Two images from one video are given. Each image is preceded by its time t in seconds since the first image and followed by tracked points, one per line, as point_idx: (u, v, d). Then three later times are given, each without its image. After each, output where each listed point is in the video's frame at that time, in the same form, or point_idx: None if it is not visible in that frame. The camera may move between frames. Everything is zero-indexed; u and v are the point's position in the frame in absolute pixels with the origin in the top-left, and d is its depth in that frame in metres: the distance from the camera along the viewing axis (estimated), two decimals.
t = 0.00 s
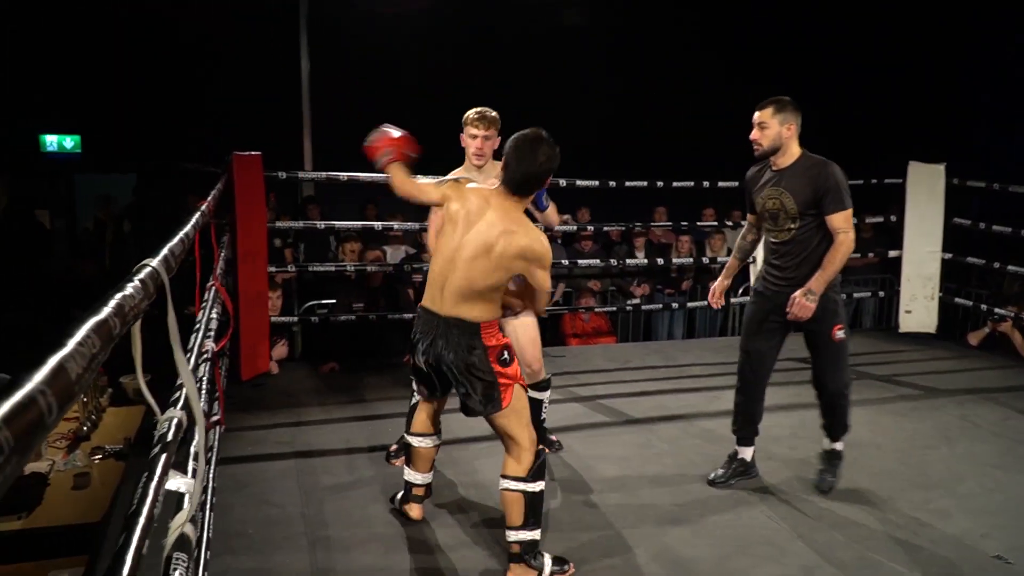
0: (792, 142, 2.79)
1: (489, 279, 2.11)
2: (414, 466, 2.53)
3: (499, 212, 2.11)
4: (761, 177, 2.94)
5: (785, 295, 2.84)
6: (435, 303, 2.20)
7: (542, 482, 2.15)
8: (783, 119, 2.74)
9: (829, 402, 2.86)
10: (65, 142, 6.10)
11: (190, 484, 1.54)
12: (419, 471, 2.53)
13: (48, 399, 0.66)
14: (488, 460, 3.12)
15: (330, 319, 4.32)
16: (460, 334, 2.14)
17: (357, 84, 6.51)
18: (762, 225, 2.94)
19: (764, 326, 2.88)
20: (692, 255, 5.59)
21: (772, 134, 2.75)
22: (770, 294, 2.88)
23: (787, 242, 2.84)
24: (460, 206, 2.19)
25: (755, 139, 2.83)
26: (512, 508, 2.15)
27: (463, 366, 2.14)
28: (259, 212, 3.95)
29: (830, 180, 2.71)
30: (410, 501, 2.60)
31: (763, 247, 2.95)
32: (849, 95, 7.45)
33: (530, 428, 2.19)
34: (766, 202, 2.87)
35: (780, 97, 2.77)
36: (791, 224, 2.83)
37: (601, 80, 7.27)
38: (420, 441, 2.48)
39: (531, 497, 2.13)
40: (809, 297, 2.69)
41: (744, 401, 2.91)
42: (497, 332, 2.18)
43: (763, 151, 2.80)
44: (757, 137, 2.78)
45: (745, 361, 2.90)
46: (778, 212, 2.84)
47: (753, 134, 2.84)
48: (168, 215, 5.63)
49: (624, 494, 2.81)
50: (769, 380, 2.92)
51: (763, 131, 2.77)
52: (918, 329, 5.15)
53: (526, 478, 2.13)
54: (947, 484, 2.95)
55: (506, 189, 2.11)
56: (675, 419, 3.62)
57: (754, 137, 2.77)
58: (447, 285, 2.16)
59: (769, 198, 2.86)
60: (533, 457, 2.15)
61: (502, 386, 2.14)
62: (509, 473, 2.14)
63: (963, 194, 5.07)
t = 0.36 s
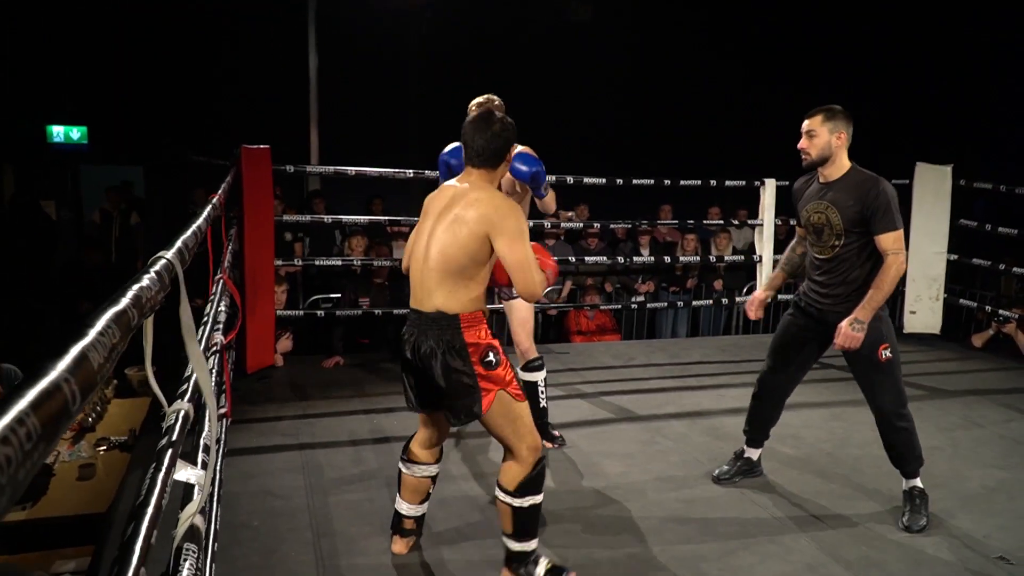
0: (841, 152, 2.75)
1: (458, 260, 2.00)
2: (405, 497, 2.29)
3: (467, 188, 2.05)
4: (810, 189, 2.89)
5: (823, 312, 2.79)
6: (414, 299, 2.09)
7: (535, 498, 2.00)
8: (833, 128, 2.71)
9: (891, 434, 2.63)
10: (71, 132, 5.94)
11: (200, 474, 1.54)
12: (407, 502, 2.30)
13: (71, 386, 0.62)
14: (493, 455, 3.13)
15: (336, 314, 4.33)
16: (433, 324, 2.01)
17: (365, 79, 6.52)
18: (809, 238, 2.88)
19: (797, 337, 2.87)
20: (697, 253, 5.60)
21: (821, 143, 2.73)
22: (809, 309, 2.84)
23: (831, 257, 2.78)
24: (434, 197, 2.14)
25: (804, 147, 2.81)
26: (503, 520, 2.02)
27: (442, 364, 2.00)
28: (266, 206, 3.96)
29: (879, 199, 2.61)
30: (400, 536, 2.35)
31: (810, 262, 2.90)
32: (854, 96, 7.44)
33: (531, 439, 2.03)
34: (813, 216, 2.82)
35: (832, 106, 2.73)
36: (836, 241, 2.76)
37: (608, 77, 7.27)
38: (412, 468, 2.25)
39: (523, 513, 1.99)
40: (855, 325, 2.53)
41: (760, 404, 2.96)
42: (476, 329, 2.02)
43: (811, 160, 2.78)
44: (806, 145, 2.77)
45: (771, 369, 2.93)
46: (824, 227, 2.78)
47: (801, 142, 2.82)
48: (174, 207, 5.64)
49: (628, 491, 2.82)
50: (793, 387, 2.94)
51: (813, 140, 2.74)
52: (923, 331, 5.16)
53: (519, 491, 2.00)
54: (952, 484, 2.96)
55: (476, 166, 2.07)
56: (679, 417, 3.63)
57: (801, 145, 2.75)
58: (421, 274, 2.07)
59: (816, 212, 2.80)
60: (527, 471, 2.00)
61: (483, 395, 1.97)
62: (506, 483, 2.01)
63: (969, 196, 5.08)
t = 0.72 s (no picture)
0: (807, 135, 2.76)
1: (495, 261, 1.93)
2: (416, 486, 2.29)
3: (486, 179, 1.94)
4: (784, 172, 2.92)
5: (810, 292, 2.81)
6: (446, 304, 2.01)
7: (504, 527, 1.89)
8: (794, 112, 2.73)
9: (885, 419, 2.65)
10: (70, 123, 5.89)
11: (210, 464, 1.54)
12: (421, 493, 2.28)
13: (95, 375, 0.62)
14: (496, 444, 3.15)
15: (339, 305, 4.34)
16: (475, 332, 1.96)
17: (364, 70, 6.50)
18: (789, 223, 2.91)
19: (785, 321, 2.90)
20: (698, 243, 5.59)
21: (784, 127, 2.76)
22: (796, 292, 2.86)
23: (809, 239, 2.80)
24: (437, 188, 2.00)
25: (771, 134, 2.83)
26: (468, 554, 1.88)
27: (469, 375, 1.97)
28: (267, 197, 3.96)
29: (848, 174, 2.64)
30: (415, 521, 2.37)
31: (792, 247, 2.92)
32: (855, 85, 7.42)
33: (497, 467, 1.95)
34: (789, 199, 2.85)
35: (793, 91, 2.76)
36: (814, 221, 2.79)
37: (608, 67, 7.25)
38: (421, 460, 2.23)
39: (492, 542, 1.87)
40: (865, 311, 2.57)
41: (761, 391, 2.97)
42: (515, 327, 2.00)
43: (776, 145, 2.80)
44: (770, 131, 2.81)
45: (765, 355, 2.95)
46: (800, 208, 2.81)
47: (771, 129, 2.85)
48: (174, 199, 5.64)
49: (631, 480, 2.83)
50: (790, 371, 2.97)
51: (776, 124, 2.78)
52: (925, 319, 5.17)
53: (487, 520, 1.88)
54: (953, 472, 2.97)
55: (487, 153, 1.95)
56: (681, 406, 3.64)
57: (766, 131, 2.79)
58: (452, 279, 1.98)
59: (791, 195, 2.83)
60: (495, 497, 1.91)
61: (511, 405, 1.97)
62: (468, 512, 1.88)
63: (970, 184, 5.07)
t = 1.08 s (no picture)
0: (788, 111, 2.78)
1: (499, 241, 1.95)
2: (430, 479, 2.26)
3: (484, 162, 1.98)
4: (762, 150, 2.94)
5: (795, 267, 2.84)
6: (452, 290, 2.01)
7: (542, 499, 1.92)
8: (777, 89, 2.73)
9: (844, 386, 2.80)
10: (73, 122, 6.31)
11: (223, 453, 1.56)
12: (434, 485, 2.28)
13: (114, 365, 0.63)
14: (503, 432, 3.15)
15: (344, 297, 4.35)
16: (484, 312, 1.97)
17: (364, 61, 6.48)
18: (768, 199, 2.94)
19: (769, 296, 2.92)
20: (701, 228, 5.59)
21: (767, 106, 2.75)
22: (780, 268, 2.88)
23: (792, 213, 2.83)
24: (433, 174, 2.03)
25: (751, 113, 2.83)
26: (501, 521, 1.90)
27: (491, 350, 1.96)
28: (270, 188, 3.96)
29: (830, 146, 2.68)
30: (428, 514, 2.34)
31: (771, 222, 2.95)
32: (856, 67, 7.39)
33: (537, 440, 1.98)
34: (769, 175, 2.87)
35: (770, 68, 2.76)
36: (795, 195, 2.82)
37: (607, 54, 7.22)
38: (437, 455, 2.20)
39: (528, 514, 1.90)
40: (825, 274, 2.67)
41: (761, 373, 2.97)
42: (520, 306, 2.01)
43: (759, 124, 2.80)
44: (752, 110, 2.79)
45: (762, 341, 2.95)
46: (781, 183, 2.84)
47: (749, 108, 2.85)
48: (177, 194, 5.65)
49: (639, 465, 2.85)
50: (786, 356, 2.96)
51: (757, 104, 2.77)
52: (929, 300, 5.18)
53: (527, 489, 1.91)
54: (960, 451, 2.98)
55: (482, 138, 1.99)
56: (686, 391, 3.65)
57: (748, 110, 2.78)
58: (455, 262, 1.99)
59: (772, 171, 2.86)
60: (535, 470, 1.94)
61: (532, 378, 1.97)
62: (509, 480, 1.91)
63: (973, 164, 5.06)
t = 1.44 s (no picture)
0: (816, 101, 2.78)
1: (505, 228, 1.97)
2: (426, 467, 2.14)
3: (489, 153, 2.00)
4: (785, 138, 2.93)
5: (798, 259, 2.85)
6: (455, 279, 2.01)
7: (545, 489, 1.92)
8: (807, 79, 2.72)
9: (842, 376, 2.82)
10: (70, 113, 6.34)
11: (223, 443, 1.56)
12: (434, 477, 2.14)
13: (121, 355, 0.64)
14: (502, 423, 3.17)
15: (343, 288, 4.35)
16: (489, 300, 1.96)
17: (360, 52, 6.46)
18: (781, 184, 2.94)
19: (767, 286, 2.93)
20: (698, 219, 5.60)
21: (798, 95, 2.75)
22: (783, 257, 2.90)
23: (804, 205, 2.84)
24: (439, 167, 2.06)
25: (780, 100, 2.82)
26: (507, 510, 1.90)
27: (501, 339, 1.95)
28: (267, 179, 3.96)
29: (852, 146, 2.68)
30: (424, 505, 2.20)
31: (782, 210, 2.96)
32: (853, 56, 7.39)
33: (537, 430, 1.98)
34: (786, 163, 2.87)
35: (803, 57, 2.75)
36: (810, 187, 2.82)
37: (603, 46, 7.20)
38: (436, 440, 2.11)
39: (533, 502, 1.91)
40: (828, 277, 2.68)
41: (753, 361, 2.98)
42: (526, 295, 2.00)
43: (788, 113, 2.79)
44: (782, 98, 2.78)
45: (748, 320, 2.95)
46: (797, 174, 2.84)
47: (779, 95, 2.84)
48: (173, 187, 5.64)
49: (637, 455, 2.87)
50: (769, 346, 2.97)
51: (788, 92, 2.76)
52: (926, 290, 5.19)
53: (531, 477, 1.91)
54: (956, 440, 3.00)
55: (485, 132, 2.01)
56: (684, 382, 3.67)
57: (778, 98, 2.78)
58: (461, 250, 1.99)
59: (790, 159, 2.85)
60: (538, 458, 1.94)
61: (533, 368, 1.97)
62: (515, 468, 1.90)
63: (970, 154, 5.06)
